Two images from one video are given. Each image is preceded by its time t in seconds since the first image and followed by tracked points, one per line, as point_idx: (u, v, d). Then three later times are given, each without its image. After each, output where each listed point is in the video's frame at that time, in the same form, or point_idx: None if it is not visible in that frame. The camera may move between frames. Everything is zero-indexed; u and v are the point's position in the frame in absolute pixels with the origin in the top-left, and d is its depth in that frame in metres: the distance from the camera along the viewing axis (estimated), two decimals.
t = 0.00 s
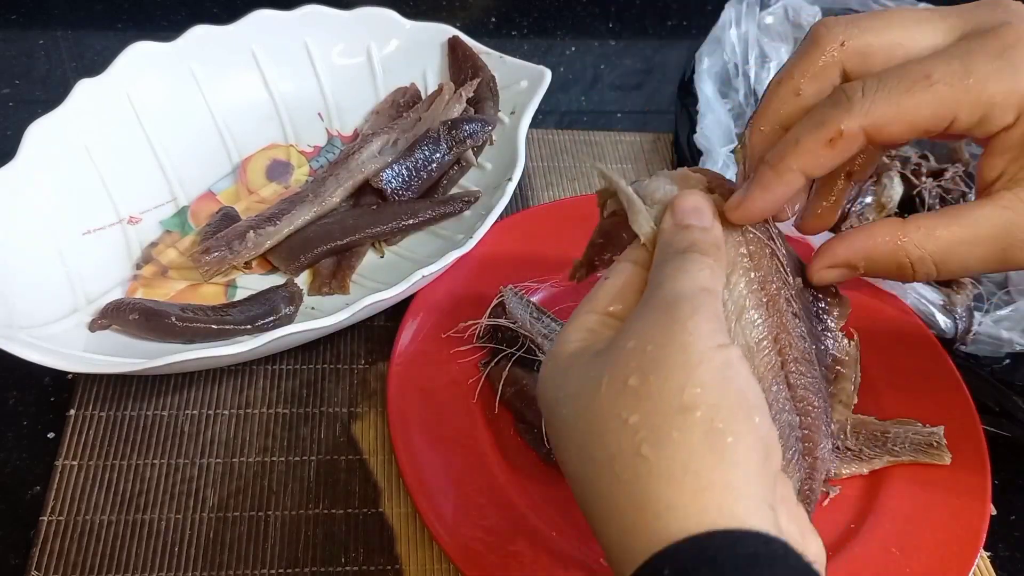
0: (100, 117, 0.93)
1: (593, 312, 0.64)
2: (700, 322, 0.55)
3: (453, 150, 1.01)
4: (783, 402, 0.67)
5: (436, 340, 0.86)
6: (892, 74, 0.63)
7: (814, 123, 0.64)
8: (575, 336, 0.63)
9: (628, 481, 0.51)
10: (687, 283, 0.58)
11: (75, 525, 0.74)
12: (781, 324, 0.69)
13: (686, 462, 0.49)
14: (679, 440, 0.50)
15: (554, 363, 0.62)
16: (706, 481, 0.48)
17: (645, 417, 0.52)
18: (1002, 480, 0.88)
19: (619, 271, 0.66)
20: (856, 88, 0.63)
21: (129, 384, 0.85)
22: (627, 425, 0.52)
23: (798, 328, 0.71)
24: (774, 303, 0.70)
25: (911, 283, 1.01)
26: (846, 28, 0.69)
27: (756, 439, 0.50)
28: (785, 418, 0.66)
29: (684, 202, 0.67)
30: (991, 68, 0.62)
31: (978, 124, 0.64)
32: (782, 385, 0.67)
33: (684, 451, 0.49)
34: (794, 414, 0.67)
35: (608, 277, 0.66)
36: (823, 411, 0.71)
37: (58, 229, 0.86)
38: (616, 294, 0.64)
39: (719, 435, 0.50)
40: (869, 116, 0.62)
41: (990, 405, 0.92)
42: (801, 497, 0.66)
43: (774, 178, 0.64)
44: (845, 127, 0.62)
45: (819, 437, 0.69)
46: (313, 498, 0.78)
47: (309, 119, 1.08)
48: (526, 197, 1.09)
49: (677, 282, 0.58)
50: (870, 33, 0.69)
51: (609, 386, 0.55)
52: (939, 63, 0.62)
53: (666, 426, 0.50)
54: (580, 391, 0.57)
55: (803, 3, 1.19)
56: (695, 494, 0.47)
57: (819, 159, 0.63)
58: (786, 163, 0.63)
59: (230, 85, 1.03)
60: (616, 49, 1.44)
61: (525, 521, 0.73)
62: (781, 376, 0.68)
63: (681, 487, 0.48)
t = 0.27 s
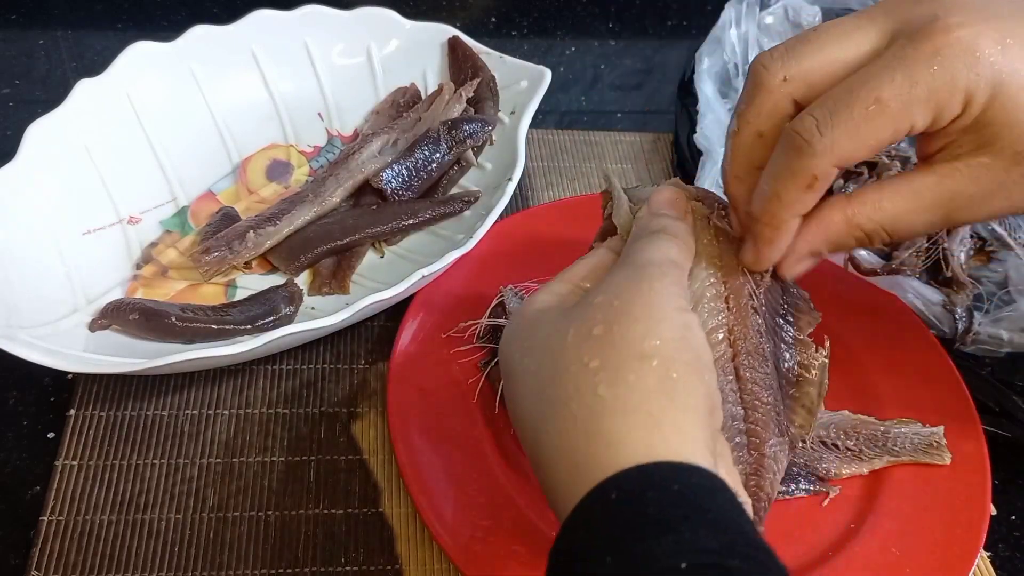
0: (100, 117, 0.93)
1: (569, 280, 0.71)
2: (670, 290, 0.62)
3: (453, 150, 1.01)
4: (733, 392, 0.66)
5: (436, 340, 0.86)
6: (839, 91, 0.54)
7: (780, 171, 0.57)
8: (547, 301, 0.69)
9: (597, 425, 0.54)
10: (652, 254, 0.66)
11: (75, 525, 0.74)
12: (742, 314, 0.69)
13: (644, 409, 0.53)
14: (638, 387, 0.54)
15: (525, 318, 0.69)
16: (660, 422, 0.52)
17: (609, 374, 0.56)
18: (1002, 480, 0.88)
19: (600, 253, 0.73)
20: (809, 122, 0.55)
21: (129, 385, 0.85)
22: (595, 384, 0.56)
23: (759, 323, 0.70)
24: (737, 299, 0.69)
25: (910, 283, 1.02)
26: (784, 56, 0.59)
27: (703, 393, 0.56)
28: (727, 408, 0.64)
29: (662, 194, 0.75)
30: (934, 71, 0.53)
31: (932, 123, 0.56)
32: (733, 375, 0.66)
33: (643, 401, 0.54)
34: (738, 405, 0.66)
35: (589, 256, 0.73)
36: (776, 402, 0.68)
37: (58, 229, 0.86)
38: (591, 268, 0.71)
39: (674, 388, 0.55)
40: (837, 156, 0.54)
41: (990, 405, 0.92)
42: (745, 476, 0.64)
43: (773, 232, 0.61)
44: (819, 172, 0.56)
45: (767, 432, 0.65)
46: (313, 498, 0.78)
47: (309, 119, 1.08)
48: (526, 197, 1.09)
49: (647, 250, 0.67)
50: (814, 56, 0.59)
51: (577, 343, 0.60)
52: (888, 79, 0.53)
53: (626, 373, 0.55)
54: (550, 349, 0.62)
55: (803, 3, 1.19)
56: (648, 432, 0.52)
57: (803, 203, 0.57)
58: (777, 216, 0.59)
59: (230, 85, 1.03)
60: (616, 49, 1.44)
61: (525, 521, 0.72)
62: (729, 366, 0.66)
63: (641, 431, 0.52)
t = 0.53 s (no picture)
0: (100, 117, 0.93)
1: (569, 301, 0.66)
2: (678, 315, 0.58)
3: (453, 150, 1.01)
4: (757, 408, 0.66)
5: (437, 340, 0.86)
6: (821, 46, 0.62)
7: (784, 140, 0.61)
8: (546, 328, 0.65)
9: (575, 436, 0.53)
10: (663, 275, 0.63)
11: (75, 525, 0.74)
12: (763, 320, 0.69)
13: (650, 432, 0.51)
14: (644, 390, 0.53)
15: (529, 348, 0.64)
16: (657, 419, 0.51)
17: (612, 375, 0.54)
18: (1002, 480, 0.88)
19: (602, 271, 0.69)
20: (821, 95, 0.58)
21: (130, 384, 0.85)
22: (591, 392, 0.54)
23: (782, 330, 0.70)
24: (756, 307, 0.69)
25: (911, 283, 1.02)
26: (806, 35, 0.63)
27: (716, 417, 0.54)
28: (754, 425, 0.65)
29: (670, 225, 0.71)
30: (955, 54, 0.54)
31: (949, 110, 0.58)
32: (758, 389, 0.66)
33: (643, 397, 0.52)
34: (765, 420, 0.66)
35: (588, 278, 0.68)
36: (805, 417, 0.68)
37: (58, 229, 0.86)
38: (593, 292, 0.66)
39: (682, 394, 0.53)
40: (842, 128, 0.57)
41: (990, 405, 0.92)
42: (765, 510, 0.64)
43: (766, 196, 0.64)
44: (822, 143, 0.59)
45: (795, 448, 0.66)
46: (313, 498, 0.78)
47: (309, 119, 1.08)
48: (526, 197, 1.09)
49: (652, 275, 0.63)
50: (836, 32, 0.61)
51: (578, 372, 0.56)
52: (904, 57, 0.56)
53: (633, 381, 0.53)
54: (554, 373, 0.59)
55: (802, 3, 1.19)
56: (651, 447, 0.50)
57: (805, 173, 0.61)
58: (772, 184, 0.62)
59: (230, 85, 1.03)
60: (616, 49, 1.44)
61: (525, 521, 0.72)
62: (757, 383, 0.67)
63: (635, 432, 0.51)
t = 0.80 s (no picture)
0: (100, 117, 0.93)
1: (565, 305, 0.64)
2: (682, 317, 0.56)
3: (453, 150, 1.01)
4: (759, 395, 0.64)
5: (437, 340, 0.86)
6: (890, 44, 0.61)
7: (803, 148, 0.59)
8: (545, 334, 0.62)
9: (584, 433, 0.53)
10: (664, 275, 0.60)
11: (75, 525, 0.74)
12: (759, 309, 0.67)
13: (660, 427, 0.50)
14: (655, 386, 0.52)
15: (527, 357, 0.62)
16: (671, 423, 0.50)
17: (629, 369, 0.53)
18: (1002, 480, 0.88)
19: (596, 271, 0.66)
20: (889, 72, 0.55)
21: (130, 384, 0.85)
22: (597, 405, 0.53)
23: (777, 315, 0.68)
24: (750, 294, 0.67)
25: (911, 282, 1.01)
26: (877, 42, 0.61)
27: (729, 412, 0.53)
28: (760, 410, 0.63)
29: (655, 219, 0.69)
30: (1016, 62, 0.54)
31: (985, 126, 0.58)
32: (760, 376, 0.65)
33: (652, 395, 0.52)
34: (770, 406, 0.64)
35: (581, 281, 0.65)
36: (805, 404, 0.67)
37: (58, 229, 0.86)
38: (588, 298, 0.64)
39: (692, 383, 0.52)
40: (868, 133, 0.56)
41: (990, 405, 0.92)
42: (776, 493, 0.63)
43: (814, 166, 0.58)
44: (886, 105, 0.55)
45: (801, 430, 0.66)
46: (313, 498, 0.78)
47: (309, 119, 1.08)
48: (526, 197, 1.09)
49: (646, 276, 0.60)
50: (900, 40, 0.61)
51: (587, 367, 0.55)
52: (921, 65, 0.55)
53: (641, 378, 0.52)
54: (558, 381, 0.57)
55: (802, 3, 1.19)
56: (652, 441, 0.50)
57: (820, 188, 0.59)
58: (795, 197, 0.60)
59: (230, 85, 1.03)
60: (616, 49, 1.44)
61: (525, 521, 0.73)
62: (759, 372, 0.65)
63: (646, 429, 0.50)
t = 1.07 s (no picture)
0: (99, 117, 0.93)
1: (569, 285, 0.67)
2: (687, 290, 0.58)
3: (453, 150, 1.01)
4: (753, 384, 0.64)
5: (437, 339, 0.86)
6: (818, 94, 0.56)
7: (768, 187, 0.55)
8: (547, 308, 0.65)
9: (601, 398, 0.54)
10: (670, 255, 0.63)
11: (75, 525, 0.74)
12: (754, 296, 0.69)
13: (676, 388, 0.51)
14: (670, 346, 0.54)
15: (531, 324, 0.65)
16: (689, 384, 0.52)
17: (640, 331, 0.55)
18: (1002, 480, 0.88)
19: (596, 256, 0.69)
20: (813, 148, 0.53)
21: (130, 384, 0.85)
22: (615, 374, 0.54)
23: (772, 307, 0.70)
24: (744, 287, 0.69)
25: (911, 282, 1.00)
26: (796, 78, 0.57)
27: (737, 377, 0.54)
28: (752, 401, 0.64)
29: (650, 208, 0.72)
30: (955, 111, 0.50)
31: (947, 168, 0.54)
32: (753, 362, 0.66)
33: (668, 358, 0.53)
34: (762, 394, 0.65)
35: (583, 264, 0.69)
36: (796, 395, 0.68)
37: (58, 229, 0.86)
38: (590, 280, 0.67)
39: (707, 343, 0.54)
40: (833, 185, 0.52)
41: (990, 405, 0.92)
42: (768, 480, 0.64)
43: (754, 238, 0.57)
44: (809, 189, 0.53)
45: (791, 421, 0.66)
46: (313, 497, 0.78)
47: (309, 119, 1.08)
48: (526, 197, 1.09)
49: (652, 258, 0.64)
50: (824, 78, 0.56)
51: (599, 334, 0.57)
52: (903, 112, 0.51)
53: (653, 342, 0.54)
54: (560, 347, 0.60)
55: (802, 3, 1.19)
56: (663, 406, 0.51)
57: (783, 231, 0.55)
58: (752, 238, 0.57)
59: (230, 85, 1.03)
60: (616, 49, 1.44)
61: (525, 520, 0.73)
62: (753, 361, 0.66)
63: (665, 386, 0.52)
